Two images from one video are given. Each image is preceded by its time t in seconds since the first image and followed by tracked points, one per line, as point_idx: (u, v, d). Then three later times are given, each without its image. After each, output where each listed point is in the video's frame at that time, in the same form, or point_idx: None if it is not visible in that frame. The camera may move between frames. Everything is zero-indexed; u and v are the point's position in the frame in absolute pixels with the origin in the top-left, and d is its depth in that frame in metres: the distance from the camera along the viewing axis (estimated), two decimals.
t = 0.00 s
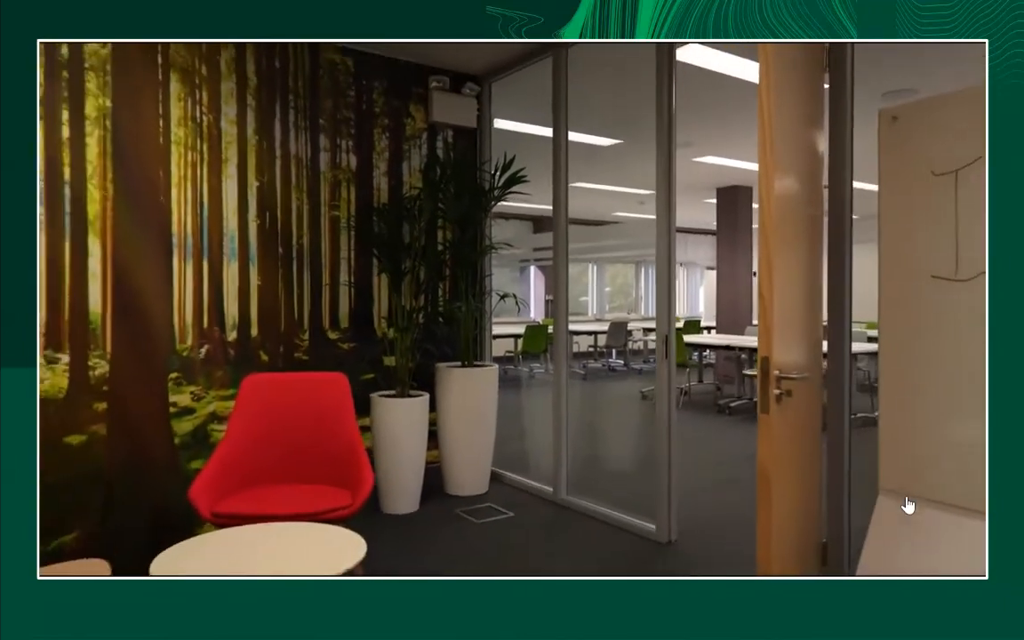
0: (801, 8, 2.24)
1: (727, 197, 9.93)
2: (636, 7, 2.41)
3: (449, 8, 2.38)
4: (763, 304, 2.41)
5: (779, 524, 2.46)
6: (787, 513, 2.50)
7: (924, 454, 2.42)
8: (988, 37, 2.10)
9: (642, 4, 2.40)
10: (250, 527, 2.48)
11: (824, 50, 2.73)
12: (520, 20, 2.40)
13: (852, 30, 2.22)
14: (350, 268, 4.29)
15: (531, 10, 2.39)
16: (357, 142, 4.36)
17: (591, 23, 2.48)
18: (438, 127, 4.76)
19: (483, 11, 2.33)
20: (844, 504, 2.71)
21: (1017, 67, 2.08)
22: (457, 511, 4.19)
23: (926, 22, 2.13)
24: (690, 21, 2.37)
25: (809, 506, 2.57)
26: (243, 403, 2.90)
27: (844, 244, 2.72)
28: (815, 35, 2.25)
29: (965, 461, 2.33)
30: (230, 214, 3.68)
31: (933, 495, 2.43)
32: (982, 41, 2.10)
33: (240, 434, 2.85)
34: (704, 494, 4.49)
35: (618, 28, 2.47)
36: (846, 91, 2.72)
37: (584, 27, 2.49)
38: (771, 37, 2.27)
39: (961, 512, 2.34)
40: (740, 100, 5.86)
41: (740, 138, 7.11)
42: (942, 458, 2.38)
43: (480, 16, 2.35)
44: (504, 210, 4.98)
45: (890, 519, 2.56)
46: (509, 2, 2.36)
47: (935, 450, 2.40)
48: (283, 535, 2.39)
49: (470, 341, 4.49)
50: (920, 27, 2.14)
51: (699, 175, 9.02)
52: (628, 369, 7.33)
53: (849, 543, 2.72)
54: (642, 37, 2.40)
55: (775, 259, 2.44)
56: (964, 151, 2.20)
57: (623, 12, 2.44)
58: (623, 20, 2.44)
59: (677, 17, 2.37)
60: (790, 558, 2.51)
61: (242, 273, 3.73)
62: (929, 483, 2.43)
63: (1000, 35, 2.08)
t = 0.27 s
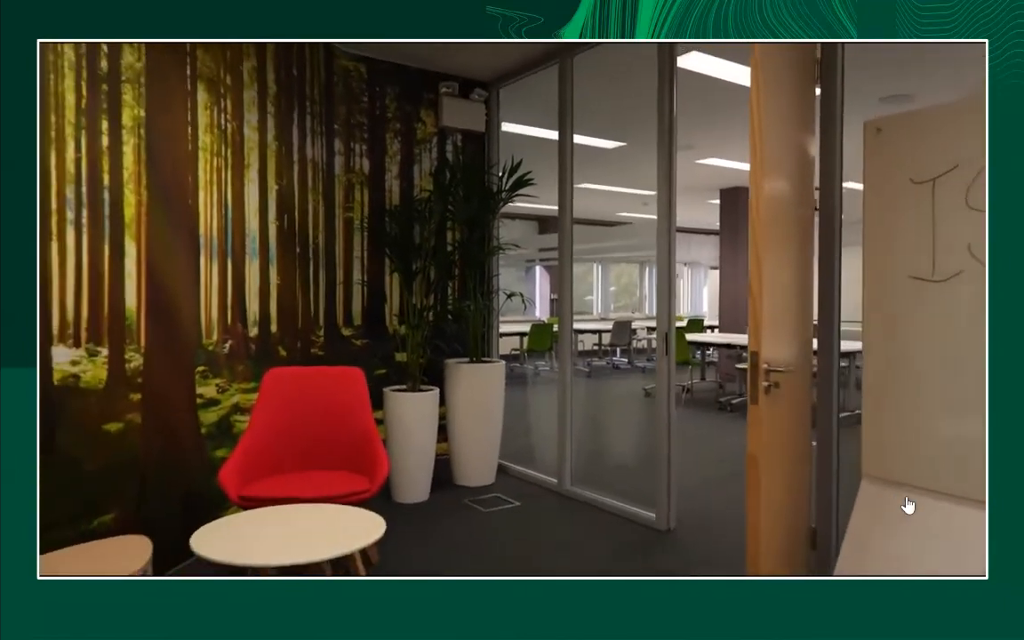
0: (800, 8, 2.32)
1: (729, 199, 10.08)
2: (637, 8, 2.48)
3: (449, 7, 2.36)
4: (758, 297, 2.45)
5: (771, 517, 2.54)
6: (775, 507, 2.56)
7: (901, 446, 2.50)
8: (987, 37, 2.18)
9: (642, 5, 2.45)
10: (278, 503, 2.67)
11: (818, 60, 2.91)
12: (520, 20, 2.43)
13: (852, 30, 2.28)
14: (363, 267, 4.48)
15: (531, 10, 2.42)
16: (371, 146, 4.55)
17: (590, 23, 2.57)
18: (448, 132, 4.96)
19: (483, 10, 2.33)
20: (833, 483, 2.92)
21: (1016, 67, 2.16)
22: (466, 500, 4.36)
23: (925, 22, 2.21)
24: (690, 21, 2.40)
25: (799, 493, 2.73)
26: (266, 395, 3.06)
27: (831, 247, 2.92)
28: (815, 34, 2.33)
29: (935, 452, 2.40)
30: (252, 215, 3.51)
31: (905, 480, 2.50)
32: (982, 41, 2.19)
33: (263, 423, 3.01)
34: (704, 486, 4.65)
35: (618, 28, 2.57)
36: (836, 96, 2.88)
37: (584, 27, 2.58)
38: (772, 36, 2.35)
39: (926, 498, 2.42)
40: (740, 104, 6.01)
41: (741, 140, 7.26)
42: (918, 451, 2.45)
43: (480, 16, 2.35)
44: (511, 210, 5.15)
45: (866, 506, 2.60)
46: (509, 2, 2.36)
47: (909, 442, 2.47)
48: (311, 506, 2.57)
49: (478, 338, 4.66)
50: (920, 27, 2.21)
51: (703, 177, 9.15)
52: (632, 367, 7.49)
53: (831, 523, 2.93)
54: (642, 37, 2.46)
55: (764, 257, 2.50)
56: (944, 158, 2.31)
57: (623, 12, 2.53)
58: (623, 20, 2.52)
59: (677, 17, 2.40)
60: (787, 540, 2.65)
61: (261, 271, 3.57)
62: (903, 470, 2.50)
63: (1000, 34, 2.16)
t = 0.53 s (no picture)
0: (800, 9, 2.36)
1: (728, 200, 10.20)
2: (637, 8, 2.53)
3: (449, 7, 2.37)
4: (745, 296, 2.54)
5: (761, 510, 2.65)
6: (765, 500, 2.67)
7: (885, 441, 2.62)
8: (987, 38, 2.27)
9: (641, 6, 2.49)
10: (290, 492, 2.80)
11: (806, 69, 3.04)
12: (520, 20, 2.39)
13: (852, 30, 2.32)
14: (368, 268, 4.62)
15: (531, 10, 2.38)
16: (376, 150, 4.69)
17: (590, 22, 2.59)
18: (451, 136, 5.09)
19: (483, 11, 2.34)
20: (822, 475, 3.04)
21: (1016, 67, 2.26)
22: (468, 495, 4.49)
23: (925, 22, 2.26)
24: (690, 20, 2.42)
25: (788, 486, 2.85)
26: (276, 391, 3.19)
27: (818, 250, 3.04)
28: (815, 34, 2.38)
29: (916, 448, 2.52)
30: (262, 219, 3.63)
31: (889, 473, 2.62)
32: (981, 42, 2.28)
33: (274, 418, 3.13)
34: (700, 481, 4.79)
35: (617, 28, 2.60)
36: (824, 102, 3.01)
37: (583, 26, 2.58)
38: (772, 36, 2.39)
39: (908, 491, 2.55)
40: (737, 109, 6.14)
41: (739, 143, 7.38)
42: (901, 447, 2.57)
43: (480, 16, 2.35)
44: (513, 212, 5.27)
45: (850, 499, 2.72)
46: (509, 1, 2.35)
47: (892, 437, 2.60)
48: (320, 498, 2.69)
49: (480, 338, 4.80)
50: (920, 27, 2.26)
51: (702, 179, 9.27)
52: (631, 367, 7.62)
53: (820, 513, 3.06)
54: (642, 36, 2.48)
55: (750, 257, 2.56)
56: (923, 167, 2.43)
57: (623, 12, 2.56)
58: (623, 20, 2.56)
59: (677, 17, 2.41)
60: (777, 531, 2.79)
61: (272, 272, 3.71)
62: (887, 463, 2.62)
63: (1000, 35, 2.26)
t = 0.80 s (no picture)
0: (799, 9, 2.48)
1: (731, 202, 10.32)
2: (637, 9, 2.63)
3: (451, 8, 2.44)
4: (737, 298, 2.74)
5: (752, 500, 2.80)
6: (756, 491, 2.82)
7: (868, 435, 2.75)
8: (987, 37, 2.40)
9: (642, 6, 2.60)
10: (305, 481, 2.96)
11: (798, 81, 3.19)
12: (520, 20, 2.43)
13: (852, 30, 2.45)
14: (377, 269, 4.79)
15: (531, 10, 2.43)
16: (385, 155, 4.85)
17: (590, 23, 2.60)
18: (457, 141, 5.25)
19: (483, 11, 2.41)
20: (813, 467, 3.20)
21: (1016, 66, 2.37)
22: (474, 489, 4.65)
23: (926, 22, 2.40)
24: (690, 21, 2.51)
25: (780, 477, 3.01)
26: (292, 387, 3.34)
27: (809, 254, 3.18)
28: (814, 34, 2.50)
29: (897, 440, 2.65)
30: (277, 222, 3.78)
31: (872, 464, 2.75)
32: (982, 40, 2.41)
33: (290, 413, 3.29)
34: (698, 475, 4.93)
35: (617, 29, 2.68)
36: (815, 111, 3.16)
37: (584, 28, 2.59)
38: (771, 35, 2.50)
39: (889, 481, 2.69)
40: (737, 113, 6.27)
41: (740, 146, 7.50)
42: (883, 439, 2.70)
43: (480, 16, 2.42)
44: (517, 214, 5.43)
45: (839, 490, 2.83)
46: (510, 2, 2.41)
47: (875, 431, 2.73)
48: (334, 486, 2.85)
49: (485, 337, 4.95)
50: (920, 27, 2.39)
51: (705, 181, 9.40)
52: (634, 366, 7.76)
53: (810, 504, 3.20)
54: (643, 36, 2.59)
55: (744, 261, 2.74)
56: (904, 173, 2.57)
57: (623, 12, 2.65)
58: (623, 21, 2.65)
59: (677, 18, 2.52)
60: (769, 520, 2.94)
61: (286, 274, 3.87)
62: (870, 455, 2.75)
63: (1001, 34, 2.38)
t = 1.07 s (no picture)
0: (799, 9, 2.59)
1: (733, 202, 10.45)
2: (636, 8, 2.73)
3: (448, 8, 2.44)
4: (734, 295, 2.79)
5: (747, 493, 2.91)
6: (750, 484, 2.92)
7: (859, 429, 2.89)
8: (986, 36, 2.48)
9: (642, 6, 2.70)
10: (323, 472, 3.10)
11: (792, 93, 3.35)
12: (520, 20, 2.46)
13: (851, 30, 2.54)
14: (388, 271, 4.95)
15: (531, 10, 2.45)
16: (394, 160, 5.00)
17: (589, 23, 2.62)
18: (464, 146, 5.40)
19: (483, 11, 2.43)
20: (808, 459, 3.35)
21: (1015, 66, 2.47)
22: (482, 483, 4.80)
23: (926, 22, 2.47)
24: (690, 21, 2.62)
25: (774, 470, 3.15)
26: (309, 383, 3.50)
27: (804, 257, 3.37)
28: (814, 34, 2.60)
29: (885, 434, 2.80)
30: (294, 225, 3.94)
31: (863, 457, 2.89)
32: (982, 40, 2.49)
33: (307, 408, 3.44)
34: (698, 470, 5.08)
35: (617, 28, 2.79)
36: (810, 117, 3.34)
37: (583, 27, 2.60)
38: (771, 35, 2.61)
39: (879, 472, 2.83)
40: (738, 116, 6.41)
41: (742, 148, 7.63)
42: (873, 433, 2.84)
43: (479, 16, 2.44)
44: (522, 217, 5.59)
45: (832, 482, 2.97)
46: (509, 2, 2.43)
47: (865, 426, 2.87)
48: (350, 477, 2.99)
49: (492, 336, 5.10)
50: (920, 26, 2.48)
51: (707, 182, 9.53)
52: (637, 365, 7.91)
53: (805, 495, 3.35)
54: (643, 36, 2.70)
55: (739, 259, 2.83)
56: (892, 182, 2.72)
57: (623, 12, 2.75)
58: (623, 20, 2.76)
59: (677, 18, 2.63)
60: (764, 511, 3.07)
61: (299, 275, 4.00)
62: (861, 449, 2.89)
63: (1000, 34, 2.46)
